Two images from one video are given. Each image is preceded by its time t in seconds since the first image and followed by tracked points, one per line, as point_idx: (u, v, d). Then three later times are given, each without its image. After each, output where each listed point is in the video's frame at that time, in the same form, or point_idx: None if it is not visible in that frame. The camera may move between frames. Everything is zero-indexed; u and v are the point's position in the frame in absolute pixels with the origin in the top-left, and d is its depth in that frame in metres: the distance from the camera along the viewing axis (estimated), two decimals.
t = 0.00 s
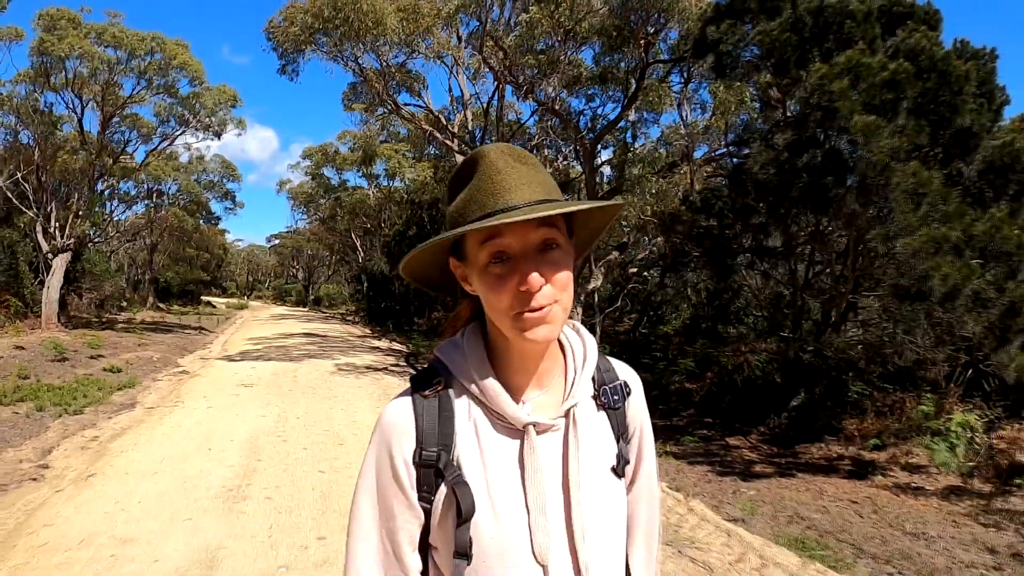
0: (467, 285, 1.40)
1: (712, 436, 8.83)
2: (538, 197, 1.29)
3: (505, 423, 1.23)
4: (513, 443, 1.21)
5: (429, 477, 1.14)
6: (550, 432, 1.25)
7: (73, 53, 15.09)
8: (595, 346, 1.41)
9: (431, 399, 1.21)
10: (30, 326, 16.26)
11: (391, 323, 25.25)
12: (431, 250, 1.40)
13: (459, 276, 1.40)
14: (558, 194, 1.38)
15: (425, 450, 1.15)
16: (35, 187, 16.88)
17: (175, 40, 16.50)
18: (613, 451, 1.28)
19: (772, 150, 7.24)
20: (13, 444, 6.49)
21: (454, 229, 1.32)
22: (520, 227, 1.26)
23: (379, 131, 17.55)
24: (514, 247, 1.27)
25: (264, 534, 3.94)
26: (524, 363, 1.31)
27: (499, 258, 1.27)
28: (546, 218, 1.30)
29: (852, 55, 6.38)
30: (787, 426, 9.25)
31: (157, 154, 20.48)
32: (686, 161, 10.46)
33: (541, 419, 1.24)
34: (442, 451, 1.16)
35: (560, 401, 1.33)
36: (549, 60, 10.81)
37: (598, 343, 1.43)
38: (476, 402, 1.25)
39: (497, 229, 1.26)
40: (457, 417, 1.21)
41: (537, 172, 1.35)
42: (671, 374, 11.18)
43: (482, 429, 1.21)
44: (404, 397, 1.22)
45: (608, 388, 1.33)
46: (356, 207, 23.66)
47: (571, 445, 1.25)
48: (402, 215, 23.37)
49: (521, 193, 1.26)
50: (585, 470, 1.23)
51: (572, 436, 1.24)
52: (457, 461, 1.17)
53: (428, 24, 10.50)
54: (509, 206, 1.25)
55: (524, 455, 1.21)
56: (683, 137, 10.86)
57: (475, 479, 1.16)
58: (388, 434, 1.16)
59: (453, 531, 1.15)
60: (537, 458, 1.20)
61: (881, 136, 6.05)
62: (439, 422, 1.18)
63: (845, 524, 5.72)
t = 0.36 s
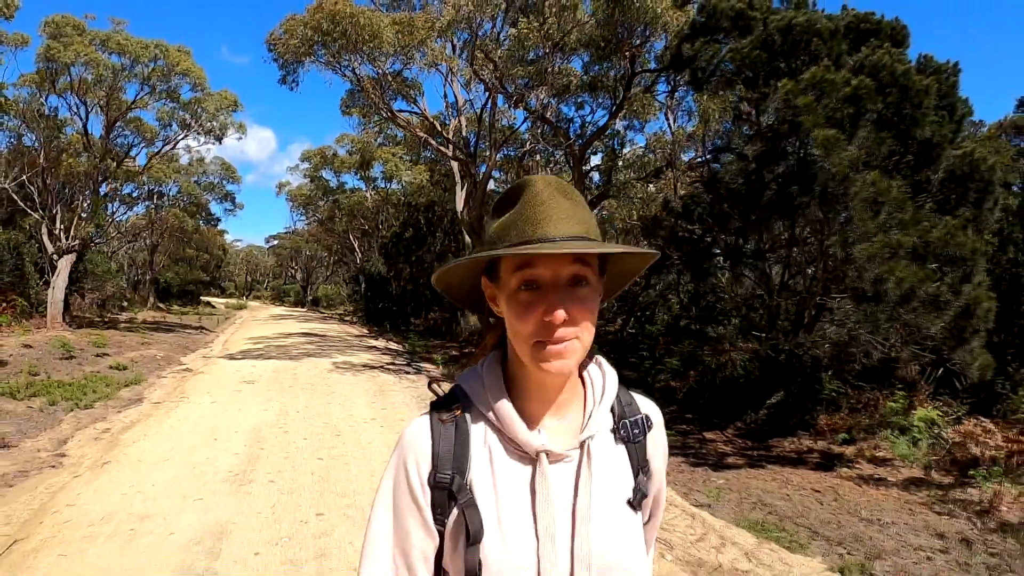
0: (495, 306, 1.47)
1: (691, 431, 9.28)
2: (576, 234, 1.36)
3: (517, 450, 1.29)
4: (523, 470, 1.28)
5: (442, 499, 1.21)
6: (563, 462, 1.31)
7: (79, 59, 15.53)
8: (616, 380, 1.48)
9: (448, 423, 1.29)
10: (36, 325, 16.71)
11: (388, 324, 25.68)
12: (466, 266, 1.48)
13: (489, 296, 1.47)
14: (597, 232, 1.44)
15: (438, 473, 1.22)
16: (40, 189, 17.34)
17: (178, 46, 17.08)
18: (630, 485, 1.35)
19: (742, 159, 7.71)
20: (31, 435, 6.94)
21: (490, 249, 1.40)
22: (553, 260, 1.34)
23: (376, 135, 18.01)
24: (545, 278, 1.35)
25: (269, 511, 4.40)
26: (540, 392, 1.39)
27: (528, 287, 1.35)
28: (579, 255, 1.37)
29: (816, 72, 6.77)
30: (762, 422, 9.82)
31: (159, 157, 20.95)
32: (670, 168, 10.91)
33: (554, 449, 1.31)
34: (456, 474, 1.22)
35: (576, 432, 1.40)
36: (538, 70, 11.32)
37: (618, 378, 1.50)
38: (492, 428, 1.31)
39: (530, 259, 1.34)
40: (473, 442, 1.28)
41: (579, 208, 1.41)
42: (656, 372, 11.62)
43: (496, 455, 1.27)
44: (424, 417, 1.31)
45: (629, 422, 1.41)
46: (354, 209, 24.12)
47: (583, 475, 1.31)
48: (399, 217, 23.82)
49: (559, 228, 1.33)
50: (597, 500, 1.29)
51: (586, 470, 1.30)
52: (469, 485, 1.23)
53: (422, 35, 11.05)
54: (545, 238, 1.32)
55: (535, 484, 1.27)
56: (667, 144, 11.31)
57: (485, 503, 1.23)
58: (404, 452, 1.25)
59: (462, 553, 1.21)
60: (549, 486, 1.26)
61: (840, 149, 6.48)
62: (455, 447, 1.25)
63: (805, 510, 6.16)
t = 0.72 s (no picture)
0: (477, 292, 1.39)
1: (668, 423, 9.77)
2: (569, 238, 1.28)
3: (497, 436, 1.23)
4: (503, 454, 1.22)
5: (424, 485, 1.17)
6: (540, 444, 1.24)
7: (82, 65, 15.96)
8: (589, 356, 1.35)
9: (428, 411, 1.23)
10: (39, 323, 17.17)
11: (384, 323, 26.16)
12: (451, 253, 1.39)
13: (472, 282, 1.38)
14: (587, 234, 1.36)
15: (420, 459, 1.18)
16: (43, 190, 17.79)
17: (178, 51, 17.57)
18: (601, 462, 1.24)
19: (712, 165, 8.20)
20: (43, 425, 7.36)
21: (482, 241, 1.31)
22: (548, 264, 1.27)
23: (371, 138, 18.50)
24: (538, 280, 1.27)
25: (267, 487, 4.85)
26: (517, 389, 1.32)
27: (521, 287, 1.27)
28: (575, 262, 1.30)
29: (778, 83, 7.21)
30: (739, 415, 10.35)
31: (159, 159, 21.41)
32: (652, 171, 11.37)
33: (531, 432, 1.24)
34: (438, 460, 1.18)
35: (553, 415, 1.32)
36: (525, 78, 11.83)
37: (591, 358, 1.37)
38: (468, 416, 1.26)
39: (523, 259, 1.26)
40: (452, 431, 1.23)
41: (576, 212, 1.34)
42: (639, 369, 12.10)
43: (474, 441, 1.22)
44: (403, 411, 1.24)
45: (596, 401, 1.29)
46: (350, 210, 24.58)
47: (560, 456, 1.23)
48: (395, 217, 24.28)
49: (553, 231, 1.26)
50: (574, 480, 1.21)
51: (560, 451, 1.23)
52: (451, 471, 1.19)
53: (413, 45, 11.58)
54: (539, 241, 1.25)
55: (513, 467, 1.21)
56: (650, 149, 11.79)
57: (467, 487, 1.18)
58: (390, 443, 1.19)
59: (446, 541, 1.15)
60: (527, 467, 1.20)
61: (799, 156, 6.98)
62: (434, 433, 1.20)
63: (765, 494, 6.63)
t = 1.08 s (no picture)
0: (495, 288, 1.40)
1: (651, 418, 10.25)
2: (590, 227, 1.31)
3: (528, 432, 1.27)
4: (535, 448, 1.27)
5: (455, 487, 1.19)
6: (572, 433, 1.30)
7: (85, 69, 16.39)
8: (605, 343, 1.45)
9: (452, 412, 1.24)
10: (44, 321, 17.63)
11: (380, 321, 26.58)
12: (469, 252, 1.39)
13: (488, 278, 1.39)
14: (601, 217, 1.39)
15: (450, 461, 1.19)
16: (48, 192, 18.24)
17: (179, 56, 18.04)
18: (630, 447, 1.35)
19: (689, 172, 8.68)
20: (56, 417, 7.79)
21: (501, 237, 1.32)
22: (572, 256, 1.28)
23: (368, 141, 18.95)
24: (563, 273, 1.28)
25: (271, 470, 5.32)
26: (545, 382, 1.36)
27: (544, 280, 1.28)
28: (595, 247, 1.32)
29: (751, 96, 7.73)
30: (719, 409, 10.88)
31: (160, 161, 21.85)
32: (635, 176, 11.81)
33: (563, 423, 1.29)
34: (467, 459, 1.20)
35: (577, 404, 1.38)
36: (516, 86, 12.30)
37: (610, 347, 1.45)
38: (496, 413, 1.28)
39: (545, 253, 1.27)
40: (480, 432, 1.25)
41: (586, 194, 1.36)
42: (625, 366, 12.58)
43: (505, 436, 1.25)
44: (424, 413, 1.24)
45: (619, 387, 1.40)
46: (347, 210, 25.01)
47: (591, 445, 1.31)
48: (391, 218, 24.70)
49: (572, 219, 1.28)
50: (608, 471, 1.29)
51: (592, 438, 1.30)
52: (483, 470, 1.21)
53: (408, 54, 12.12)
54: (562, 234, 1.27)
55: (548, 458, 1.26)
56: (635, 154, 12.26)
57: (503, 485, 1.21)
58: (416, 448, 1.20)
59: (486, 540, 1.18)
60: (561, 462, 1.25)
61: (768, 165, 7.52)
62: (462, 431, 1.22)
63: (734, 481, 7.11)
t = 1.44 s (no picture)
0: (547, 325, 1.51)
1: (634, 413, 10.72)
2: (633, 246, 1.43)
3: (572, 471, 1.35)
4: (578, 491, 1.35)
5: (493, 522, 1.25)
6: (617, 479, 1.39)
7: (87, 75, 16.82)
8: (659, 393, 1.55)
9: (500, 444, 1.31)
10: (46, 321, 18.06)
11: (376, 321, 26.97)
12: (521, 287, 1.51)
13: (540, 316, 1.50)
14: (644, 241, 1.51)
15: (491, 496, 1.26)
16: (50, 194, 18.67)
17: (179, 61, 18.51)
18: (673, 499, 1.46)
19: (667, 178, 9.13)
20: (66, 412, 8.20)
21: (548, 267, 1.44)
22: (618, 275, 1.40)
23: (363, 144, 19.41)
24: (610, 294, 1.40)
25: (273, 458, 5.76)
26: (599, 413, 1.44)
27: (593, 304, 1.40)
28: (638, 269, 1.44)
29: (724, 107, 8.17)
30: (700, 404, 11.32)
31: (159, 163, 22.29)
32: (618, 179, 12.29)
33: (608, 470, 1.38)
34: (509, 497, 1.26)
35: (624, 446, 1.48)
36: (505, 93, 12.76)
37: (662, 389, 1.58)
38: (542, 447, 1.36)
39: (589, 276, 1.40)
40: (526, 464, 1.32)
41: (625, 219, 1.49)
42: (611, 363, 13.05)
43: (549, 476, 1.33)
44: (472, 438, 1.32)
45: (672, 433, 1.51)
46: (343, 211, 25.43)
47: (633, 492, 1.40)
48: (386, 219, 25.10)
49: (616, 240, 1.40)
50: (646, 518, 1.39)
51: (636, 488, 1.40)
52: (523, 508, 1.28)
53: (401, 62, 12.66)
54: (608, 252, 1.38)
55: (590, 502, 1.35)
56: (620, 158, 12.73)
57: (540, 527, 1.28)
58: (456, 474, 1.26)
59: None
60: (603, 507, 1.34)
61: (738, 173, 7.98)
62: (507, 466, 1.29)
63: (706, 471, 7.58)
